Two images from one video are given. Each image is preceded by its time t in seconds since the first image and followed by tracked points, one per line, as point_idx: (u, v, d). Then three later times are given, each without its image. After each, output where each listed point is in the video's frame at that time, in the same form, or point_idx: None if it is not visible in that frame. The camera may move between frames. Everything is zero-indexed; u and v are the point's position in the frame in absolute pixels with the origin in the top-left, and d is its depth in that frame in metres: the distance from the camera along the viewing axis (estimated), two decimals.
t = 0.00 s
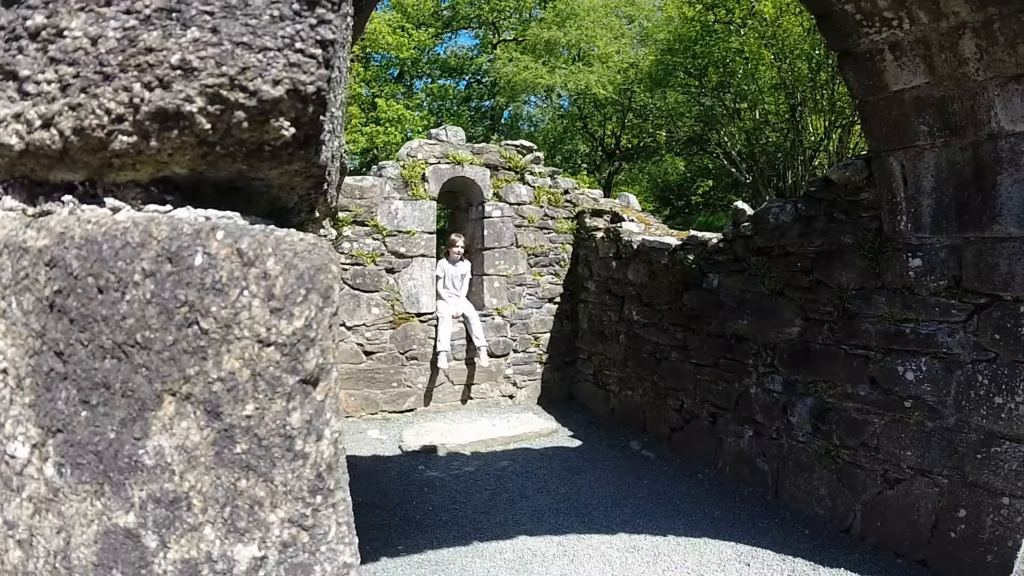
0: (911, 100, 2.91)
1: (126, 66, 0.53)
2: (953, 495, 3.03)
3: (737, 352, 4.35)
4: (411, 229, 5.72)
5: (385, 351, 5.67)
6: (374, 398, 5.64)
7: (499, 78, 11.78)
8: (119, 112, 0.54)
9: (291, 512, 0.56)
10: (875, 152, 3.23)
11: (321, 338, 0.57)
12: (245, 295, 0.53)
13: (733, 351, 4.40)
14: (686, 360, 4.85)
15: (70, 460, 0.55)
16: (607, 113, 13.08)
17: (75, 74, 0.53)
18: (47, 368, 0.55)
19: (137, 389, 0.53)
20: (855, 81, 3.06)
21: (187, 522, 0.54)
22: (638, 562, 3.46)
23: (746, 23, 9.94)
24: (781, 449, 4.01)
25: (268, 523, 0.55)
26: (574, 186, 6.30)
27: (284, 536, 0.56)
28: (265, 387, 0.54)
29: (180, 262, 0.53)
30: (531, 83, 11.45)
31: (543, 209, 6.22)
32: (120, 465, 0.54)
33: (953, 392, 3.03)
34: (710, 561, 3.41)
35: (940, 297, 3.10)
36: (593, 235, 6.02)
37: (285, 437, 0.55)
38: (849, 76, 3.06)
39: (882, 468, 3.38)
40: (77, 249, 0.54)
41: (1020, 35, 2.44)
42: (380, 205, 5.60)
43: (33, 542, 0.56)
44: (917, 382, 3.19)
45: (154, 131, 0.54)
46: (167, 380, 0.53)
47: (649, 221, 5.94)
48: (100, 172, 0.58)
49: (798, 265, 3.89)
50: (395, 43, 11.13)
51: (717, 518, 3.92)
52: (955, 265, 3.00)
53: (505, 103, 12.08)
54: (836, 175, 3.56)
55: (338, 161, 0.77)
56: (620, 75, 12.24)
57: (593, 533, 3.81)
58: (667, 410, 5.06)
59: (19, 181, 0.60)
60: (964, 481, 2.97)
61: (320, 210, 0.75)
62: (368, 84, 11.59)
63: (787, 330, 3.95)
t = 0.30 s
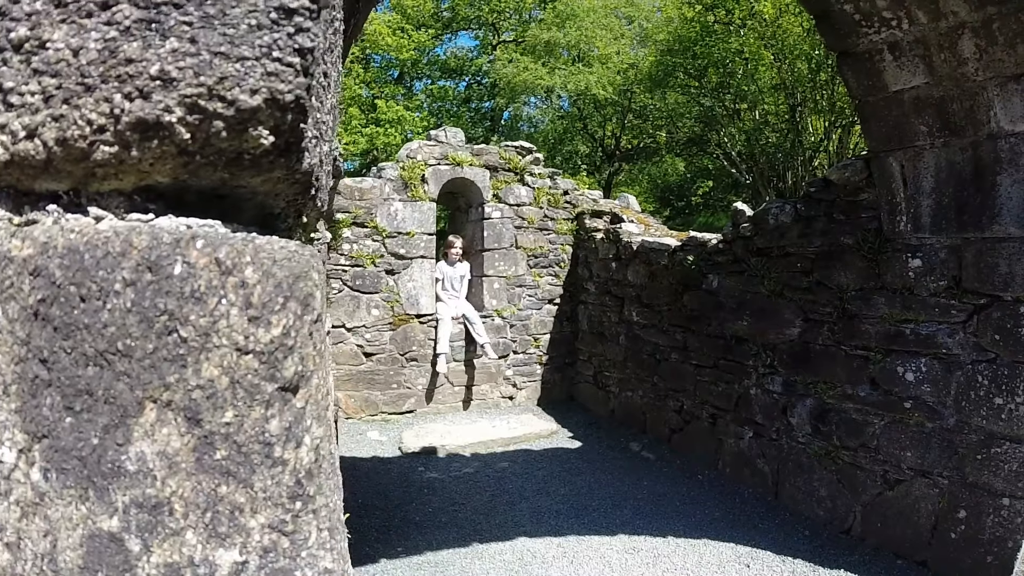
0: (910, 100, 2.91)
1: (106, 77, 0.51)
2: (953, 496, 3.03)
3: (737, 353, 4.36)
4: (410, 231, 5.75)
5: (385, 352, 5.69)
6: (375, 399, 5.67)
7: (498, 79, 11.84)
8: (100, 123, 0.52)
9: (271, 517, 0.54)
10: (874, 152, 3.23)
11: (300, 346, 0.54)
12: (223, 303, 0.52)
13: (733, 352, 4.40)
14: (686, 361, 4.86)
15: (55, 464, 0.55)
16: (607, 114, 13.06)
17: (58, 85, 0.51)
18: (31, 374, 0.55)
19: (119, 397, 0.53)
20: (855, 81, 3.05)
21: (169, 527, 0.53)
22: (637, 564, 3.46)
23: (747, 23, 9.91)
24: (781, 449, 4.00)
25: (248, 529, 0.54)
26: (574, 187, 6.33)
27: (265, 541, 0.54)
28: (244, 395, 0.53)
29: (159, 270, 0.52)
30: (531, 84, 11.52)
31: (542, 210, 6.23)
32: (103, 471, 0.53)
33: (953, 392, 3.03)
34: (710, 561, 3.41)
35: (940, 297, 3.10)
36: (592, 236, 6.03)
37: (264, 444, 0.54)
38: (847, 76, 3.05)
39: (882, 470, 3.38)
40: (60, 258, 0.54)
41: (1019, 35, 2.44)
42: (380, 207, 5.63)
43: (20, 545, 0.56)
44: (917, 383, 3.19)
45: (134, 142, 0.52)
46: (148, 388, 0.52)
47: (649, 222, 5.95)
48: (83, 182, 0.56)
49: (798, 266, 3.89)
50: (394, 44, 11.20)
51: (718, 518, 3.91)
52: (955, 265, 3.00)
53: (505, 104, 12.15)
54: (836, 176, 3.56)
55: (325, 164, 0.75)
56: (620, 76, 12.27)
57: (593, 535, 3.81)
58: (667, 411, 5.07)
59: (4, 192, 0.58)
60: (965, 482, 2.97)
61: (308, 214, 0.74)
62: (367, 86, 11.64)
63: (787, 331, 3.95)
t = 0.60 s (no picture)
0: (909, 101, 2.91)
1: (86, 91, 0.51)
2: (953, 498, 3.03)
3: (736, 355, 4.36)
4: (410, 233, 5.78)
5: (385, 354, 5.71)
6: (374, 401, 5.68)
7: (498, 81, 11.90)
8: (79, 135, 0.52)
9: (247, 523, 0.54)
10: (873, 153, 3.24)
11: (276, 355, 0.54)
12: (198, 313, 0.52)
13: (732, 354, 4.41)
14: (685, 363, 4.88)
15: (39, 469, 0.55)
16: (607, 116, 13.14)
17: (37, 97, 0.52)
18: (14, 381, 0.55)
19: (98, 404, 0.53)
20: (854, 82, 3.05)
21: (148, 531, 0.53)
22: (636, 566, 3.47)
23: (746, 24, 9.95)
24: (781, 451, 4.00)
25: (225, 534, 0.53)
26: (573, 189, 6.35)
27: (242, 546, 0.54)
28: (219, 403, 0.52)
29: (136, 281, 0.52)
30: (531, 86, 11.54)
31: (542, 212, 6.25)
32: (84, 475, 0.54)
33: (953, 394, 3.03)
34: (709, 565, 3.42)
35: (940, 298, 3.11)
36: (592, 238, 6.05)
37: (240, 451, 0.53)
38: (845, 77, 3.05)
39: (881, 472, 3.38)
40: (42, 267, 0.55)
41: (1018, 36, 2.44)
42: (380, 209, 5.67)
43: (5, 548, 0.56)
44: (916, 385, 3.19)
45: (113, 153, 0.52)
46: (126, 396, 0.52)
47: (648, 224, 5.96)
48: (64, 193, 0.57)
49: (797, 267, 3.89)
50: (394, 46, 11.22)
51: (717, 521, 3.92)
52: (955, 266, 3.01)
53: (505, 106, 12.20)
54: (835, 177, 3.58)
55: (309, 171, 0.75)
56: (620, 78, 12.33)
57: (592, 537, 3.81)
58: (666, 413, 5.08)
59: None
60: (965, 484, 2.97)
61: (293, 221, 0.74)
62: (368, 88, 11.65)
63: (787, 333, 3.96)
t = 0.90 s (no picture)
0: (908, 102, 3.14)
1: (71, 101, 0.52)
2: (953, 500, 3.23)
3: (736, 356, 4.62)
4: (409, 234, 5.93)
5: (385, 356, 5.86)
6: (373, 403, 5.83)
7: (497, 83, 11.94)
8: (65, 146, 0.53)
9: (230, 526, 0.54)
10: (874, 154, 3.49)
11: (258, 360, 0.54)
12: (180, 321, 0.52)
13: (733, 355, 4.66)
14: (685, 364, 5.13)
15: (27, 471, 0.56)
16: (607, 118, 13.27)
17: (25, 109, 0.53)
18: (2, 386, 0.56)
19: (83, 408, 0.54)
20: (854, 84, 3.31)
21: (133, 533, 0.54)
22: (636, 567, 3.50)
23: (745, 25, 9.95)
24: (780, 453, 4.24)
25: (208, 537, 0.53)
26: (572, 191, 6.59)
27: (224, 549, 0.54)
28: (201, 408, 0.53)
29: (120, 289, 0.53)
30: (531, 88, 11.59)
31: (542, 214, 6.45)
32: (72, 478, 0.55)
33: (952, 396, 3.25)
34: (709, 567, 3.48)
35: (938, 301, 3.35)
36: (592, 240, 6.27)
37: (221, 455, 0.53)
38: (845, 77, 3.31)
39: (881, 473, 3.61)
40: (30, 275, 0.56)
41: (1016, 37, 2.62)
42: (379, 210, 5.83)
43: None
44: (916, 386, 3.42)
45: (98, 163, 0.53)
46: (111, 401, 0.53)
47: (648, 226, 6.18)
48: (54, 202, 0.58)
49: (796, 269, 4.16)
50: (394, 47, 11.22)
51: (717, 522, 4.03)
52: (954, 267, 3.24)
53: (505, 108, 12.24)
54: (835, 178, 3.84)
55: (300, 175, 0.76)
56: (620, 80, 12.34)
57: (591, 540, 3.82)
58: (666, 415, 5.31)
59: None
60: (964, 485, 3.18)
61: (283, 225, 0.75)
62: (367, 89, 11.67)
63: (786, 334, 4.22)
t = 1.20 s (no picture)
0: (908, 104, 3.29)
1: (56, 112, 0.53)
2: (953, 503, 3.30)
3: (737, 358, 4.68)
4: (410, 237, 6.05)
5: (385, 358, 5.99)
6: (374, 404, 5.96)
7: (499, 84, 11.95)
8: (52, 155, 0.54)
9: (212, 528, 0.55)
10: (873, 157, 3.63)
11: (239, 366, 0.55)
12: (162, 327, 0.53)
13: (732, 357, 4.72)
14: (685, 366, 5.18)
15: (15, 473, 0.57)
16: (607, 120, 13.39)
17: (11, 120, 0.54)
18: None
19: (70, 412, 0.55)
20: (853, 86, 3.47)
21: (118, 534, 0.55)
22: (637, 568, 3.53)
23: (746, 27, 10.45)
24: (781, 455, 4.29)
25: (191, 538, 0.54)
26: (573, 193, 6.74)
27: (207, 550, 0.55)
28: (182, 413, 0.54)
29: (104, 296, 0.54)
30: (533, 90, 11.65)
31: (542, 215, 6.61)
32: (59, 480, 0.55)
33: (954, 398, 3.32)
34: (710, 569, 3.50)
35: (939, 302, 3.42)
36: (592, 242, 6.43)
37: (203, 458, 0.54)
38: (845, 79, 3.46)
39: (881, 476, 3.67)
40: (16, 283, 0.57)
41: (1016, 38, 2.77)
42: (380, 212, 5.96)
43: None
44: (917, 388, 3.49)
45: (83, 172, 0.54)
46: (96, 405, 0.54)
47: (648, 228, 6.28)
48: (42, 210, 0.59)
49: (797, 271, 4.21)
50: (395, 49, 11.19)
51: (717, 525, 4.06)
52: (955, 269, 3.32)
53: (506, 110, 12.30)
54: (835, 181, 3.89)
55: (290, 180, 0.78)
56: (622, 82, 12.49)
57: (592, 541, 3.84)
58: (667, 417, 5.37)
59: None
60: (965, 488, 3.25)
61: (272, 229, 0.77)
62: (369, 91, 11.72)
63: (787, 336, 4.27)
